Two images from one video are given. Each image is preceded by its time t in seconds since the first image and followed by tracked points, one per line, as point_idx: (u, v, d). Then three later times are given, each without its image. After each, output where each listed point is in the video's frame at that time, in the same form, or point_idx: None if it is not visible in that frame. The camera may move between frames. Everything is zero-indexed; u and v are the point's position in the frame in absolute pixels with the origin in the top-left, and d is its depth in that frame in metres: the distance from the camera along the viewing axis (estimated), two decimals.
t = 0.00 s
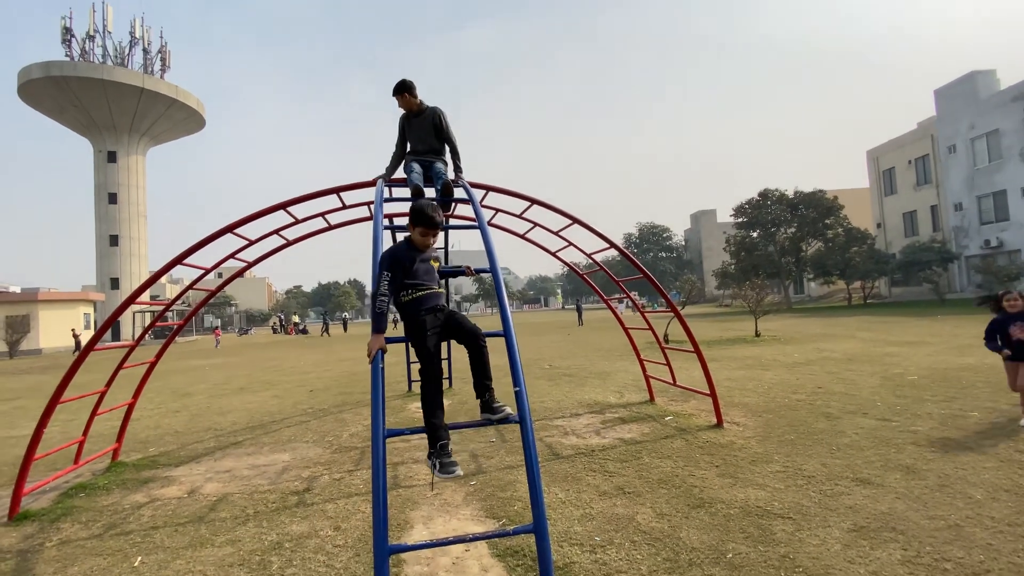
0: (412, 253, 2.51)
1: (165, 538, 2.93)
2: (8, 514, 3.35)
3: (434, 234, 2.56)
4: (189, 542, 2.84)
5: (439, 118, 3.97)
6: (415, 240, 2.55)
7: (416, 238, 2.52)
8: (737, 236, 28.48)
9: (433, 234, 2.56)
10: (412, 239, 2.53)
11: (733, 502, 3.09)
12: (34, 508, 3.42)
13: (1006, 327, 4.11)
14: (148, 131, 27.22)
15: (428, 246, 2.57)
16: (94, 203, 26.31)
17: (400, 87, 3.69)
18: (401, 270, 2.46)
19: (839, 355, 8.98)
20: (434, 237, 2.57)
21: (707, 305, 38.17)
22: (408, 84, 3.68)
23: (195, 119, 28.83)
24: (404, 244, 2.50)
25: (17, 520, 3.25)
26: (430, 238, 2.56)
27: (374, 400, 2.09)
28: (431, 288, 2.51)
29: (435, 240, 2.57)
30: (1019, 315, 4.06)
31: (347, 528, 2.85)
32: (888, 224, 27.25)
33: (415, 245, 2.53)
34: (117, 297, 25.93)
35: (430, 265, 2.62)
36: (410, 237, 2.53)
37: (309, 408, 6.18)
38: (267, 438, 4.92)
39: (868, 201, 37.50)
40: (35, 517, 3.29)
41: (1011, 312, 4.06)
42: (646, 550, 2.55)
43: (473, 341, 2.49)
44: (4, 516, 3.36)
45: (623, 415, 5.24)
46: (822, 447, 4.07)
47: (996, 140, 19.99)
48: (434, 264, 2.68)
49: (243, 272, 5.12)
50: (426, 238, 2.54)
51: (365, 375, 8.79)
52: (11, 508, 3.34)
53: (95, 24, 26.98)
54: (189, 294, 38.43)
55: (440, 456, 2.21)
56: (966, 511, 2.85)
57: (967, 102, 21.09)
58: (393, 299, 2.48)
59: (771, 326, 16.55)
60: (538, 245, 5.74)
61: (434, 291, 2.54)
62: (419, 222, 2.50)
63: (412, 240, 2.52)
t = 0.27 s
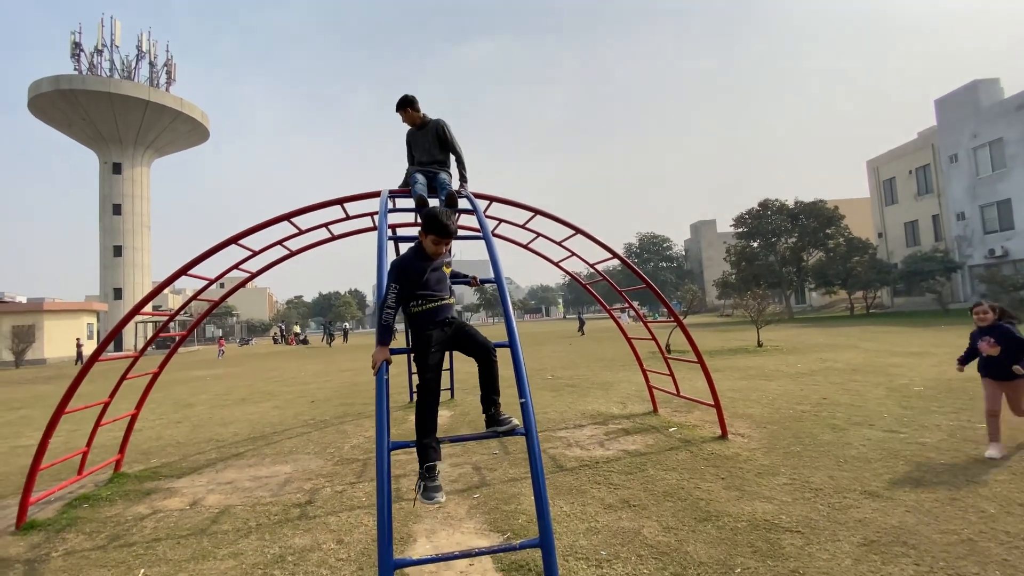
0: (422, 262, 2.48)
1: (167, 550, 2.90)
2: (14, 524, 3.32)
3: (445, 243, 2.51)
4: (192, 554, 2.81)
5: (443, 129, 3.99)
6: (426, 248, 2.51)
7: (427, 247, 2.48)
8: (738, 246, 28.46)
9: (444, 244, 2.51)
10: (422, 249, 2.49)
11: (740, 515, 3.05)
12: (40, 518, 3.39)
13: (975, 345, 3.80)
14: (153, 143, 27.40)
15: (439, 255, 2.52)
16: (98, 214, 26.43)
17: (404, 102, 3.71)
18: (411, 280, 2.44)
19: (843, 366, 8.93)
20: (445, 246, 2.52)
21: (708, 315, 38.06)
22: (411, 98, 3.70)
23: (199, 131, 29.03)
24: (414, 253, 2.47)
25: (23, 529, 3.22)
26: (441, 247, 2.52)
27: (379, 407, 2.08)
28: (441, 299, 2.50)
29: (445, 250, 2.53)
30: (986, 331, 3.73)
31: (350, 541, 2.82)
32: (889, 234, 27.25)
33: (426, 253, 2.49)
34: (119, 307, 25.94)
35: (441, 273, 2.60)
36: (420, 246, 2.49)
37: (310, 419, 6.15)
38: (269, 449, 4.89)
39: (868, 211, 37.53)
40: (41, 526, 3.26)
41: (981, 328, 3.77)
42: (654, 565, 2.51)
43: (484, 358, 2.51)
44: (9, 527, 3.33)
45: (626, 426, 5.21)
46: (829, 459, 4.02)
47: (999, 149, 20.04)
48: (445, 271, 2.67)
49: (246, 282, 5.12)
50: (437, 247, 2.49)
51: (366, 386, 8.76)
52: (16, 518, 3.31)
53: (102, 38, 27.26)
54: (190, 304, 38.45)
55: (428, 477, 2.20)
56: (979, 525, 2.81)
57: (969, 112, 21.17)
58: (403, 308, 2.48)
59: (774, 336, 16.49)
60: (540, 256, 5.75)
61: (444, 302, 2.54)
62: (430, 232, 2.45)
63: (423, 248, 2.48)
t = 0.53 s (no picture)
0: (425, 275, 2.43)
1: (167, 564, 2.86)
2: (12, 538, 3.29)
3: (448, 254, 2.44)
4: (192, 569, 2.78)
5: (451, 144, 4.00)
6: (430, 259, 2.46)
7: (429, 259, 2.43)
8: (742, 259, 28.41)
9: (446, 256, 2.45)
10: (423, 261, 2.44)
11: (749, 531, 2.99)
12: (39, 532, 3.37)
13: (949, 362, 3.48)
14: (161, 156, 27.69)
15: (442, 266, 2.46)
16: (105, 226, 26.63)
17: (413, 116, 3.73)
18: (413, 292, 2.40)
19: (850, 380, 8.85)
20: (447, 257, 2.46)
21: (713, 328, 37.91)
22: (420, 112, 3.73)
23: (207, 144, 29.31)
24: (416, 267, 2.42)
25: (21, 543, 3.19)
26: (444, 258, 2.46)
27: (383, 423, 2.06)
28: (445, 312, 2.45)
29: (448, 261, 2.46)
30: (966, 348, 3.45)
31: (352, 556, 2.78)
32: (893, 247, 27.16)
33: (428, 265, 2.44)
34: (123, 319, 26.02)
35: (445, 283, 2.54)
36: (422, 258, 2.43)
37: (313, 432, 6.11)
38: (271, 462, 4.85)
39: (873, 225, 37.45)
40: (39, 540, 3.23)
41: (958, 344, 3.50)
42: None
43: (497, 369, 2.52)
44: (8, 540, 3.30)
45: (632, 440, 5.15)
46: (838, 474, 3.96)
47: (1001, 163, 20.01)
48: (451, 281, 2.62)
49: (251, 294, 5.12)
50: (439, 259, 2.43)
51: (370, 398, 8.72)
52: (15, 531, 3.29)
53: (113, 53, 27.69)
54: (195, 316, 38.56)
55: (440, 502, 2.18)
56: (992, 542, 2.75)
57: (971, 126, 21.17)
58: (406, 321, 2.45)
59: (780, 349, 16.37)
60: (545, 268, 5.74)
61: (449, 314, 2.49)
62: (433, 243, 2.39)
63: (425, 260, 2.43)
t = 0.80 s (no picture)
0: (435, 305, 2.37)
1: None
2: (9, 558, 3.24)
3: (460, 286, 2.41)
4: None
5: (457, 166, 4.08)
6: (445, 293, 2.41)
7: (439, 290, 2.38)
8: (747, 277, 28.31)
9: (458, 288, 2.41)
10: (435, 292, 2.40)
11: (760, 556, 2.92)
12: (37, 552, 3.32)
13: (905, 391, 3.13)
14: (170, 175, 28.05)
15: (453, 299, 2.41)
16: (113, 243, 26.86)
17: (426, 135, 3.77)
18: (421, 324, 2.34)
19: (859, 399, 8.73)
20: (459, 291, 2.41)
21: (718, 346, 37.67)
22: (433, 132, 3.78)
23: (215, 163, 29.66)
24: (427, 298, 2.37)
25: (18, 564, 3.15)
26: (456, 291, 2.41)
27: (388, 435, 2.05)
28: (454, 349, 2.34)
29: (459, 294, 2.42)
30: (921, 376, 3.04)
31: None
32: (899, 265, 27.04)
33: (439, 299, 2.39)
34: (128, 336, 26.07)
35: (459, 321, 2.44)
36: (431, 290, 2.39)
37: (316, 450, 6.06)
38: (273, 481, 4.80)
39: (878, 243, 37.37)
40: (36, 561, 3.18)
41: (917, 372, 3.08)
42: None
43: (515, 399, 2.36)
44: (5, 561, 3.25)
45: (639, 460, 5.08)
46: (850, 496, 3.88)
47: (1004, 181, 20.00)
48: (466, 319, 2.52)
49: (257, 311, 5.12)
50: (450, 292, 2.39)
51: (373, 417, 8.66)
52: (12, 552, 3.24)
53: (127, 75, 28.26)
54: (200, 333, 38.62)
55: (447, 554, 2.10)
56: (1011, 568, 2.67)
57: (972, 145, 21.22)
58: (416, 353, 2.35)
59: (787, 368, 16.22)
60: (550, 285, 5.72)
61: (459, 353, 2.37)
62: (444, 276, 2.36)
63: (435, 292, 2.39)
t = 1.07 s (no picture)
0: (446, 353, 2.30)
1: None
2: None
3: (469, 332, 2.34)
4: None
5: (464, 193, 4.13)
6: (453, 341, 2.33)
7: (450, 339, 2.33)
8: (752, 299, 28.21)
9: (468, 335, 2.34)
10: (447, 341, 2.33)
11: None
12: None
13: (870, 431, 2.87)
14: (179, 198, 28.38)
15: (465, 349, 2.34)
16: (120, 265, 27.04)
17: (441, 159, 3.80)
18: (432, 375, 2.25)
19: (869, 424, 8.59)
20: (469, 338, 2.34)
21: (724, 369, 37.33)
22: (449, 158, 3.81)
23: (224, 187, 30.03)
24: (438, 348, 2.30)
25: None
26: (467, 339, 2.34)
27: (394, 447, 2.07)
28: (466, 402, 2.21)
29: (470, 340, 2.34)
30: (888, 413, 2.83)
31: None
32: (905, 287, 26.91)
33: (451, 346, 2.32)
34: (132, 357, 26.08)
35: (471, 371, 2.32)
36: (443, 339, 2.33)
37: (317, 475, 5.97)
38: (273, 506, 4.72)
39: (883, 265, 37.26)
40: None
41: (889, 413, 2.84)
42: None
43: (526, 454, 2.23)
44: None
45: (646, 487, 4.98)
46: (863, 526, 3.77)
47: (1007, 204, 20.00)
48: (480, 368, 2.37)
49: (261, 333, 5.11)
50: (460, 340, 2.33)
51: (375, 440, 8.56)
52: None
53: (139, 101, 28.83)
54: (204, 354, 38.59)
55: None
56: None
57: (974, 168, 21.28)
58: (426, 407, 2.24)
59: (794, 392, 16.01)
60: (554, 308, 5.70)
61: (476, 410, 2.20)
62: (449, 321, 2.32)
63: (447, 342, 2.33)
